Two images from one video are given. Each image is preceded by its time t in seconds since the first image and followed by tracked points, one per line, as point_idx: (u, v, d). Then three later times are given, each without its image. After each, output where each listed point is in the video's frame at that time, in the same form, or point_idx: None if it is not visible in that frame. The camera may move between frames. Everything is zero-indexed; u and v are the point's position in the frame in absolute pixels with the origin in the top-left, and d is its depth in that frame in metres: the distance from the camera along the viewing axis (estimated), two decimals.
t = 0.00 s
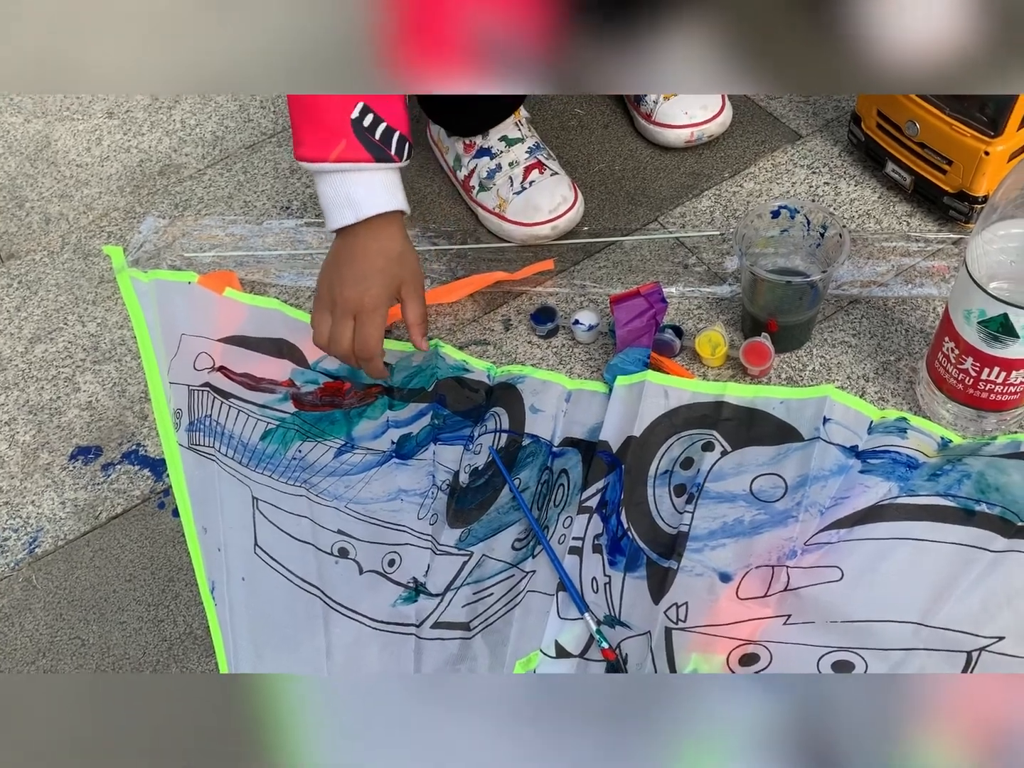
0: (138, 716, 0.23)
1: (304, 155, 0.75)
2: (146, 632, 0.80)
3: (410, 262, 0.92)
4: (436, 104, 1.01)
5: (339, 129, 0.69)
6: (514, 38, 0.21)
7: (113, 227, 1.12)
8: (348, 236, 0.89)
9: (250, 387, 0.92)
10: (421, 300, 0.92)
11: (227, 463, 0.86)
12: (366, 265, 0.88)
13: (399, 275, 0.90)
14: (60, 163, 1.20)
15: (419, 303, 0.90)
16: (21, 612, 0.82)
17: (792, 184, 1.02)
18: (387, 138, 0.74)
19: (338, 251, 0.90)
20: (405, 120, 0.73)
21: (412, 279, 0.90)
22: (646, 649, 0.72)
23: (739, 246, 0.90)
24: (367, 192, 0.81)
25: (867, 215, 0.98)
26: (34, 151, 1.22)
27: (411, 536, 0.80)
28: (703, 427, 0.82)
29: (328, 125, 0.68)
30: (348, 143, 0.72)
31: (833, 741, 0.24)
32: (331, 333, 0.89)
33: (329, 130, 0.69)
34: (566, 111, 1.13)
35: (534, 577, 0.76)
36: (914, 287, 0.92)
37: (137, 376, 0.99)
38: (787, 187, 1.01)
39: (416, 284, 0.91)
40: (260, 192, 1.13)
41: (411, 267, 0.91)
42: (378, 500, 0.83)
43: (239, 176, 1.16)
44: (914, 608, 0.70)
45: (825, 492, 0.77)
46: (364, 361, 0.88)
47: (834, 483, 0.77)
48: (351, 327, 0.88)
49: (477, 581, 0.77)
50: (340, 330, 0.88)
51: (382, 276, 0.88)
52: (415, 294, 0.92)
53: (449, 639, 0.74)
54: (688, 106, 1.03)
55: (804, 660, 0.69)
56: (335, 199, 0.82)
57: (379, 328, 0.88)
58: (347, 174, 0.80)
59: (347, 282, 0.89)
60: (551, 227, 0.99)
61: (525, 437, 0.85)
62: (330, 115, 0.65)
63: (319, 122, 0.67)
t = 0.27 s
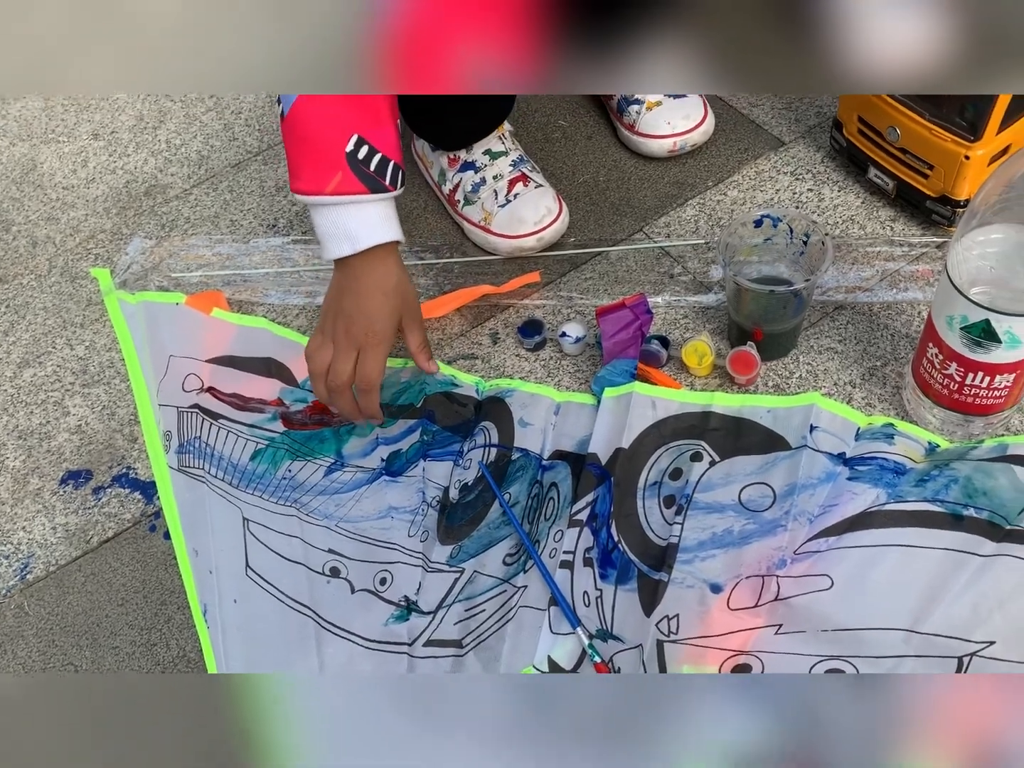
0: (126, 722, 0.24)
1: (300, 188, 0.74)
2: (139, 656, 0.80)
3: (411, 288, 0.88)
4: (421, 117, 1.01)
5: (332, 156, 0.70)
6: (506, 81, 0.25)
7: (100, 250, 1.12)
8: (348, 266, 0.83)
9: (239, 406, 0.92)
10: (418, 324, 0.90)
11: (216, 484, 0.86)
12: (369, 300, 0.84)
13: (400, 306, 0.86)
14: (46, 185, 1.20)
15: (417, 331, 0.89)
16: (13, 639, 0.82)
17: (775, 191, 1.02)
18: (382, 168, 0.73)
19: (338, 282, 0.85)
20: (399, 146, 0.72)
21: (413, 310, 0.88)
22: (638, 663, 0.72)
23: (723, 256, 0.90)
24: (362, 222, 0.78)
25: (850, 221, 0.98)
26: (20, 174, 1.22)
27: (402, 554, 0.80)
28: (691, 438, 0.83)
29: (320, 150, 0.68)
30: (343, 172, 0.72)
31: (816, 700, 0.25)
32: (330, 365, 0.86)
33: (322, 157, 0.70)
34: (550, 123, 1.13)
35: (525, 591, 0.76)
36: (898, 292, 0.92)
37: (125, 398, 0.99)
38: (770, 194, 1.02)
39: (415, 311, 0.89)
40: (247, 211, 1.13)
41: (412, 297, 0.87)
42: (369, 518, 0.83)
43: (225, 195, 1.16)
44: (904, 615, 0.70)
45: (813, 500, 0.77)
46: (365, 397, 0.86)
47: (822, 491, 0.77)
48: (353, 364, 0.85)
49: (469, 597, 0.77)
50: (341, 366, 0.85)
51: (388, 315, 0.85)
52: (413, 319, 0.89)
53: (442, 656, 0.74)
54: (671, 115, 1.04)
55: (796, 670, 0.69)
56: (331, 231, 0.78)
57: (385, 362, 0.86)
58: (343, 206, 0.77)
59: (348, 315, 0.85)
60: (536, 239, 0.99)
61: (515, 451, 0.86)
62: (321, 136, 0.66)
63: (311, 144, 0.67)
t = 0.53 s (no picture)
0: (83, 733, 0.23)
1: (276, 239, 0.75)
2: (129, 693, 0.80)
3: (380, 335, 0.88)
4: (397, 141, 1.02)
5: (304, 200, 0.71)
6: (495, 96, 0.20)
7: (82, 284, 1.12)
8: (320, 314, 0.84)
9: (222, 438, 0.92)
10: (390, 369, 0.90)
11: (201, 518, 0.87)
12: (340, 351, 0.84)
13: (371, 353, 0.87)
14: (28, 221, 1.21)
15: (388, 377, 0.89)
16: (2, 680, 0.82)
17: (749, 204, 1.03)
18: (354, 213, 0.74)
19: (308, 333, 0.85)
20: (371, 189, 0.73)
21: (385, 355, 0.88)
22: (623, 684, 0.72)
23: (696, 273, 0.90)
24: (335, 268, 0.77)
25: (824, 232, 0.99)
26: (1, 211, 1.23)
27: (387, 582, 0.81)
28: (671, 456, 0.83)
29: (291, 192, 0.70)
30: (317, 217, 0.73)
31: (809, 738, 0.24)
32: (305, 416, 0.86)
33: (295, 201, 0.71)
34: (525, 143, 1.14)
35: (510, 615, 0.77)
36: (873, 302, 0.93)
37: (111, 433, 0.99)
38: (745, 207, 1.02)
39: (386, 357, 0.89)
40: (227, 240, 1.14)
41: (383, 343, 0.88)
42: (354, 547, 0.83)
43: (205, 225, 1.17)
44: (885, 627, 0.71)
45: (793, 515, 0.77)
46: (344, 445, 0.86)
47: (802, 506, 0.78)
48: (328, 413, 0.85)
49: (455, 623, 0.77)
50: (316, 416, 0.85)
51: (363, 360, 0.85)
52: (382, 366, 0.90)
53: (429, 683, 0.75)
54: (644, 133, 1.05)
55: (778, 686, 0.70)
56: (305, 278, 0.78)
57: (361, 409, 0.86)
58: (316, 254, 0.76)
59: (322, 364, 0.85)
60: (514, 260, 1.00)
61: (497, 474, 0.86)
62: (291, 174, 0.69)
63: (283, 187, 0.70)
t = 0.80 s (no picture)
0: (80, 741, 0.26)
1: (267, 292, 0.73)
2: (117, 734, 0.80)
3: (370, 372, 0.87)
4: (378, 170, 1.02)
5: (292, 250, 0.71)
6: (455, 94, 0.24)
7: (66, 319, 1.13)
8: (313, 359, 0.82)
9: (205, 473, 0.93)
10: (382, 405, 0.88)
11: (186, 555, 0.86)
12: (334, 395, 0.82)
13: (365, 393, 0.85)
14: (11, 257, 1.21)
15: (380, 419, 0.88)
16: None
17: (728, 225, 1.03)
18: (342, 258, 0.72)
19: (300, 377, 0.83)
20: (358, 234, 0.73)
21: (377, 397, 0.86)
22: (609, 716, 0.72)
23: (674, 297, 0.91)
24: (325, 313, 0.75)
25: (803, 251, 1.00)
26: None
27: (372, 617, 0.80)
28: (654, 481, 0.83)
29: (279, 239, 0.69)
30: (306, 265, 0.71)
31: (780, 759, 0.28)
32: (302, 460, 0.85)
33: (282, 250, 0.70)
34: (505, 168, 1.15)
35: (496, 647, 0.76)
36: (853, 320, 0.93)
37: (97, 469, 0.99)
38: (724, 227, 1.03)
39: (378, 399, 0.88)
40: (210, 272, 1.14)
41: (374, 385, 0.87)
42: (339, 581, 0.83)
43: (188, 257, 1.17)
44: (870, 652, 0.71)
45: (775, 540, 0.78)
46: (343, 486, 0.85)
47: (784, 530, 0.78)
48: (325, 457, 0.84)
49: (441, 657, 0.77)
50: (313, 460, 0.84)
51: (358, 404, 0.83)
52: (374, 408, 0.88)
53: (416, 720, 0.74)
54: (622, 156, 1.05)
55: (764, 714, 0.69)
56: (294, 324, 0.75)
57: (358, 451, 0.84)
58: (305, 299, 0.74)
59: (316, 410, 0.83)
60: (495, 287, 1.00)
61: (481, 503, 0.86)
62: (277, 220, 0.69)
63: (269, 236, 0.70)
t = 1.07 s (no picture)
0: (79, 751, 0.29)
1: (252, 300, 0.73)
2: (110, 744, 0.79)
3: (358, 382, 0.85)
4: (368, 182, 1.02)
5: (279, 259, 0.70)
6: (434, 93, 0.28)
7: (59, 330, 1.12)
8: (297, 366, 0.81)
9: (199, 482, 0.92)
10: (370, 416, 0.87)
11: (180, 564, 0.86)
12: (313, 405, 0.82)
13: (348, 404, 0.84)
14: (4, 268, 1.21)
15: (367, 428, 0.86)
16: None
17: (719, 232, 1.04)
18: (328, 268, 0.72)
19: (285, 382, 0.83)
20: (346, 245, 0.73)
21: (364, 406, 0.85)
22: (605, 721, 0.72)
23: (665, 302, 0.91)
24: (312, 323, 0.75)
25: (793, 257, 1.00)
26: None
27: (366, 624, 0.80)
28: (648, 486, 0.83)
29: (265, 248, 0.69)
30: (292, 275, 0.71)
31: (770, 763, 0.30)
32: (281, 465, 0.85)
33: (269, 259, 0.70)
34: (497, 177, 1.15)
35: (491, 653, 0.76)
36: (843, 325, 0.94)
37: (89, 479, 0.99)
38: (715, 234, 1.04)
39: (366, 409, 0.86)
40: (203, 282, 1.15)
41: (362, 393, 0.85)
42: (333, 589, 0.83)
43: (181, 267, 1.17)
44: (864, 655, 0.71)
45: (768, 543, 0.78)
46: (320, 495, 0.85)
47: (777, 534, 0.78)
48: (302, 465, 0.84)
49: (435, 663, 0.77)
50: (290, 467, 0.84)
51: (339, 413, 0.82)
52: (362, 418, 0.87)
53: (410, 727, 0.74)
54: (612, 164, 1.06)
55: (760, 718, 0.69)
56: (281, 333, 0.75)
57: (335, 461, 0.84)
58: (291, 309, 0.74)
59: (297, 415, 0.82)
60: (488, 295, 1.01)
61: (475, 510, 0.86)
62: (264, 230, 0.69)
63: (255, 244, 0.69)
